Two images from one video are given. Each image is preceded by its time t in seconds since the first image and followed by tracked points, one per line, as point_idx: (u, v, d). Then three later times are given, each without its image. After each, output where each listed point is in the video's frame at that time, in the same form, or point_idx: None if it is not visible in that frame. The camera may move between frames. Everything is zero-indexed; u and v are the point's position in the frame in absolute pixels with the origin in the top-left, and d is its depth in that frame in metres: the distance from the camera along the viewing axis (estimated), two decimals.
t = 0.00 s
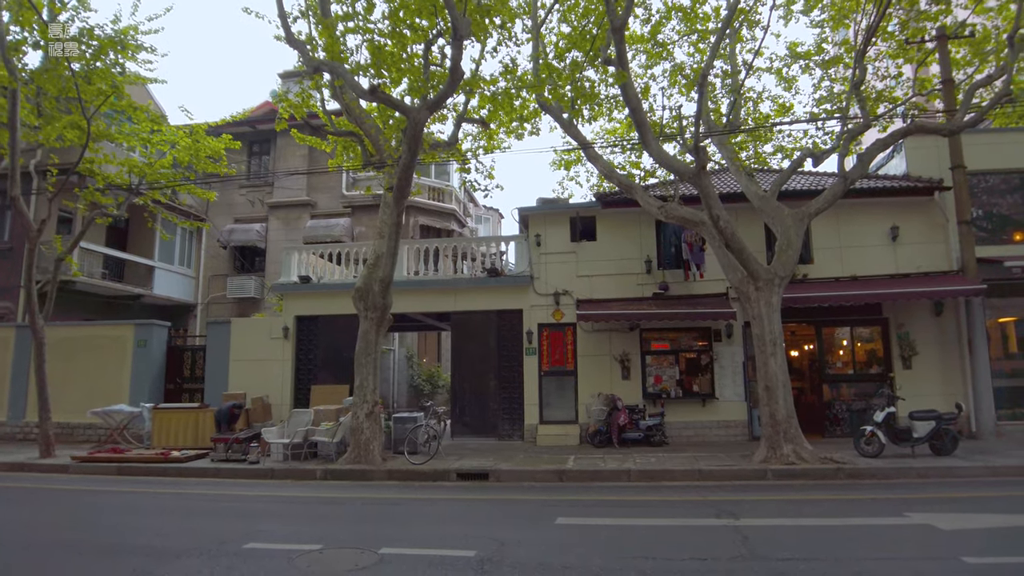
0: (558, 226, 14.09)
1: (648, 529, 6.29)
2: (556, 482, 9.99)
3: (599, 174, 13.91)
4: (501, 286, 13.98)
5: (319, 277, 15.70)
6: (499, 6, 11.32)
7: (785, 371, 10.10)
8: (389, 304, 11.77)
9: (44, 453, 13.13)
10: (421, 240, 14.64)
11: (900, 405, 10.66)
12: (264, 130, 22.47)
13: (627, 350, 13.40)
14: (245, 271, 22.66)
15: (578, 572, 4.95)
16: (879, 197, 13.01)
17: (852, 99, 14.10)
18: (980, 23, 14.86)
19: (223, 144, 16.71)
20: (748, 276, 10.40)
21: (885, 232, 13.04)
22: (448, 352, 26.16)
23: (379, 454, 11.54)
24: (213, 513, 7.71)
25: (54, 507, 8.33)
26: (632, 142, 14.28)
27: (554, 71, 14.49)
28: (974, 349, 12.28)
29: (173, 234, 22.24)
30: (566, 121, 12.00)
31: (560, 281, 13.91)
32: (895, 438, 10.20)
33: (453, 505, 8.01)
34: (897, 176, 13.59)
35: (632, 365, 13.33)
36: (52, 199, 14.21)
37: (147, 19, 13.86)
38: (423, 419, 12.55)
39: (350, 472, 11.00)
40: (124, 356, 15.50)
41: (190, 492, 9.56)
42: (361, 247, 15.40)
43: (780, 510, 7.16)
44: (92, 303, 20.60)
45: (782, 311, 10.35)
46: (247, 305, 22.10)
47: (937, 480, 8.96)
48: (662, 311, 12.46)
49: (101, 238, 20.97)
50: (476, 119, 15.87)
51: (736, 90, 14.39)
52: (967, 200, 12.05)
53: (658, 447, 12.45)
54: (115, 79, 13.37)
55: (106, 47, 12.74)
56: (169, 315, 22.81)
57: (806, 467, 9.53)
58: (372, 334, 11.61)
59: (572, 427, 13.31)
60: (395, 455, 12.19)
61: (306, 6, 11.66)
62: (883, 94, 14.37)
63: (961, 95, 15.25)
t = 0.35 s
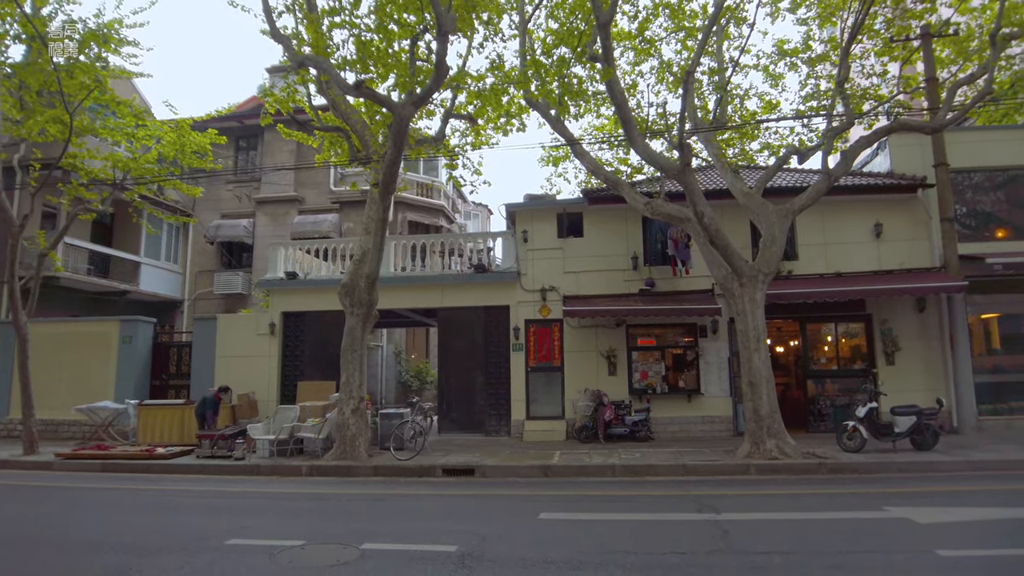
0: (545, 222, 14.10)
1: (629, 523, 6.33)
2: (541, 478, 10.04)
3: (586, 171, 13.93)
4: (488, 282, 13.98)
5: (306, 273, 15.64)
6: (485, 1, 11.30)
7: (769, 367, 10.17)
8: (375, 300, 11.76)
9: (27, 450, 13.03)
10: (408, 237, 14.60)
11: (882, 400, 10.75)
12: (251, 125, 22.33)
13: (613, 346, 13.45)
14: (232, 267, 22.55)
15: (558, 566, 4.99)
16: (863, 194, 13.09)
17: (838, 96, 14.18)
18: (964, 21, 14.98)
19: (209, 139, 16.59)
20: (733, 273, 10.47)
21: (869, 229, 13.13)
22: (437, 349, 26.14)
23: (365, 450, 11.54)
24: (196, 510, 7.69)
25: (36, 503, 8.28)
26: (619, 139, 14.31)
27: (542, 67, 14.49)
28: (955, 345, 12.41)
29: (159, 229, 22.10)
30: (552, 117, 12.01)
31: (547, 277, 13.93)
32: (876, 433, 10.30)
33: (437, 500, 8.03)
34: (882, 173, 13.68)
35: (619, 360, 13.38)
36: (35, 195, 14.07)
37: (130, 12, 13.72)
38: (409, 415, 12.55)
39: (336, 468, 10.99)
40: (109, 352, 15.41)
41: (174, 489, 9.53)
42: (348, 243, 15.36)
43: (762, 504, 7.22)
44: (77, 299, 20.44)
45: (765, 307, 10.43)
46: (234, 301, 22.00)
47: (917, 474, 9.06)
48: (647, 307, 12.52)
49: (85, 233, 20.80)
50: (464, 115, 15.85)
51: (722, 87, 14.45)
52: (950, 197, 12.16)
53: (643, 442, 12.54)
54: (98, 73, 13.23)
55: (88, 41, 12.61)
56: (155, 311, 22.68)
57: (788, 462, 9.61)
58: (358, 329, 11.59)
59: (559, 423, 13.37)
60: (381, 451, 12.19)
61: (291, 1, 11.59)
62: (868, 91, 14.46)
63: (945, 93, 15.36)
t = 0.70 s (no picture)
0: (527, 220, 14.15)
1: (604, 519, 6.39)
2: (520, 474, 10.10)
3: (569, 169, 13.99)
4: (470, 279, 14.02)
5: (288, 270, 15.58)
6: None
7: (746, 364, 10.28)
8: (356, 298, 11.75)
9: (5, 448, 12.94)
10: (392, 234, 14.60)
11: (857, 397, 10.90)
12: (235, 121, 22.20)
13: (595, 343, 13.55)
14: (215, 264, 22.43)
15: (528, 561, 5.04)
16: (841, 193, 13.24)
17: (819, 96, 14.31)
18: (943, 22, 15.16)
19: (190, 135, 16.49)
20: (711, 271, 10.56)
21: (847, 228, 13.27)
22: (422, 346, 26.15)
23: (346, 447, 11.56)
24: (173, 507, 7.68)
25: (10, 501, 8.24)
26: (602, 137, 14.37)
27: (525, 65, 14.53)
28: (931, 342, 12.59)
29: (141, 225, 21.93)
30: (533, 115, 12.06)
31: (529, 274, 13.98)
32: (852, 428, 10.44)
33: (415, 497, 8.07)
34: (861, 172, 13.83)
35: (600, 357, 13.49)
36: (13, 191, 13.93)
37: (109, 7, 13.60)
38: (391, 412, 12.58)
39: (317, 465, 11.00)
40: (90, 349, 15.30)
41: (153, 487, 9.49)
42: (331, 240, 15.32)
43: (735, 499, 7.32)
44: (57, 295, 20.26)
45: (744, 304, 10.52)
46: (218, 298, 21.89)
47: (890, 470, 9.20)
48: (628, 305, 12.61)
49: (66, 230, 20.61)
50: (447, 113, 15.85)
51: (705, 86, 14.54)
52: (927, 197, 12.30)
53: (623, 438, 12.64)
54: (76, 68, 13.11)
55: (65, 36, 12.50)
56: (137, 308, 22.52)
57: (765, 458, 9.73)
58: (339, 327, 11.59)
59: (541, 420, 13.45)
60: (362, 448, 12.21)
61: None
62: (848, 91, 14.60)
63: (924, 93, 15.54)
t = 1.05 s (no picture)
0: (497, 218, 14.21)
1: (563, 514, 6.48)
2: (487, 471, 10.18)
3: (539, 168, 14.08)
4: (440, 277, 14.05)
5: (257, 267, 15.43)
6: None
7: (709, 362, 10.46)
8: (324, 295, 11.72)
9: None
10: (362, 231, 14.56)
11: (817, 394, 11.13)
12: (205, 117, 21.94)
13: (563, 341, 13.67)
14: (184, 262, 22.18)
15: (484, 556, 5.11)
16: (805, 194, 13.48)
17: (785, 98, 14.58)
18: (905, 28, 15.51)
19: (157, 130, 16.27)
20: (676, 270, 10.72)
21: (810, 228, 13.52)
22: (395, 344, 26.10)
23: (313, 445, 11.53)
24: (133, 506, 7.62)
25: None
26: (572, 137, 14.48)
27: (496, 64, 14.58)
28: (890, 340, 12.88)
29: (108, 221, 21.58)
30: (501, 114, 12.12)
31: (499, 273, 14.05)
32: (812, 424, 10.67)
33: (379, 494, 8.10)
34: (824, 174, 14.09)
35: (568, 355, 13.61)
36: None
37: None
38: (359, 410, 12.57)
39: (283, 463, 10.96)
40: (53, 347, 15.03)
41: (115, 486, 9.40)
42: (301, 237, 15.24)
43: (693, 494, 7.46)
44: (20, 292, 19.86)
45: (707, 303, 10.71)
46: (187, 295, 21.65)
47: (846, 464, 9.44)
48: (596, 303, 12.73)
49: (29, 225, 20.20)
50: (419, 110, 15.85)
51: (674, 87, 14.73)
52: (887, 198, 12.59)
53: (590, 435, 12.78)
54: (37, 62, 12.88)
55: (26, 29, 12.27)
56: (103, 305, 22.16)
57: (726, 453, 9.93)
58: (306, 325, 11.55)
59: (509, 417, 13.54)
60: (329, 446, 12.20)
61: None
62: (813, 94, 14.88)
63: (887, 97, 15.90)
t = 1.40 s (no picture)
0: (445, 218, 14.24)
1: (500, 511, 6.59)
2: (430, 470, 10.23)
3: (488, 168, 14.17)
4: (388, 276, 14.02)
5: (200, 264, 15.13)
6: None
7: (650, 361, 10.71)
8: (268, 293, 11.59)
9: None
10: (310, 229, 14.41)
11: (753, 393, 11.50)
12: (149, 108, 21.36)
13: (510, 341, 13.81)
14: (126, 257, 21.52)
15: (415, 553, 5.17)
16: (745, 199, 13.89)
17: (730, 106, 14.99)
18: (844, 41, 16.12)
19: (97, 122, 15.78)
20: (619, 272, 10.95)
21: (750, 232, 13.92)
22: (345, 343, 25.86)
23: (255, 445, 11.38)
24: (62, 508, 7.43)
25: None
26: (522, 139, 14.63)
27: (448, 64, 14.61)
28: (823, 341, 13.38)
29: (44, 214, 20.81)
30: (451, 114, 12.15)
31: (447, 272, 14.09)
32: (746, 422, 11.03)
33: (319, 493, 8.08)
34: (764, 180, 14.53)
35: (515, 355, 13.76)
36: None
37: None
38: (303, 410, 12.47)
39: (223, 463, 10.80)
40: None
41: (45, 488, 9.13)
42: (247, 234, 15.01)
43: (628, 491, 7.66)
44: None
45: (649, 304, 10.97)
46: (128, 292, 21.05)
47: (778, 461, 9.80)
48: (542, 303, 12.90)
49: None
50: (370, 108, 15.76)
51: (623, 92, 15.00)
52: (822, 205, 13.05)
53: (535, 433, 12.95)
54: None
55: None
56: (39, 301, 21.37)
57: (664, 451, 10.22)
58: (249, 323, 11.39)
59: (456, 416, 13.62)
60: (272, 446, 12.08)
61: None
62: (757, 102, 15.34)
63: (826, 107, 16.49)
